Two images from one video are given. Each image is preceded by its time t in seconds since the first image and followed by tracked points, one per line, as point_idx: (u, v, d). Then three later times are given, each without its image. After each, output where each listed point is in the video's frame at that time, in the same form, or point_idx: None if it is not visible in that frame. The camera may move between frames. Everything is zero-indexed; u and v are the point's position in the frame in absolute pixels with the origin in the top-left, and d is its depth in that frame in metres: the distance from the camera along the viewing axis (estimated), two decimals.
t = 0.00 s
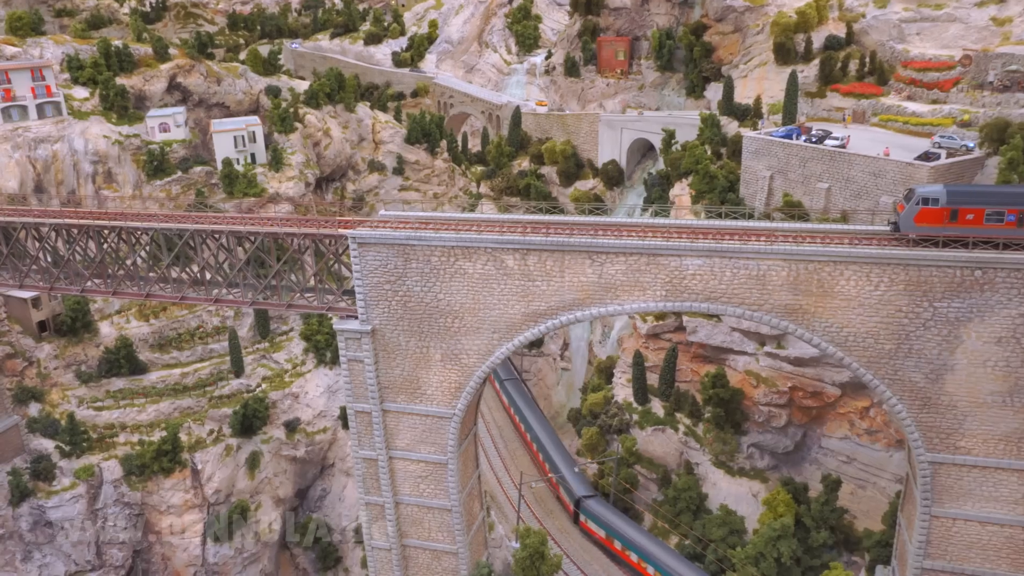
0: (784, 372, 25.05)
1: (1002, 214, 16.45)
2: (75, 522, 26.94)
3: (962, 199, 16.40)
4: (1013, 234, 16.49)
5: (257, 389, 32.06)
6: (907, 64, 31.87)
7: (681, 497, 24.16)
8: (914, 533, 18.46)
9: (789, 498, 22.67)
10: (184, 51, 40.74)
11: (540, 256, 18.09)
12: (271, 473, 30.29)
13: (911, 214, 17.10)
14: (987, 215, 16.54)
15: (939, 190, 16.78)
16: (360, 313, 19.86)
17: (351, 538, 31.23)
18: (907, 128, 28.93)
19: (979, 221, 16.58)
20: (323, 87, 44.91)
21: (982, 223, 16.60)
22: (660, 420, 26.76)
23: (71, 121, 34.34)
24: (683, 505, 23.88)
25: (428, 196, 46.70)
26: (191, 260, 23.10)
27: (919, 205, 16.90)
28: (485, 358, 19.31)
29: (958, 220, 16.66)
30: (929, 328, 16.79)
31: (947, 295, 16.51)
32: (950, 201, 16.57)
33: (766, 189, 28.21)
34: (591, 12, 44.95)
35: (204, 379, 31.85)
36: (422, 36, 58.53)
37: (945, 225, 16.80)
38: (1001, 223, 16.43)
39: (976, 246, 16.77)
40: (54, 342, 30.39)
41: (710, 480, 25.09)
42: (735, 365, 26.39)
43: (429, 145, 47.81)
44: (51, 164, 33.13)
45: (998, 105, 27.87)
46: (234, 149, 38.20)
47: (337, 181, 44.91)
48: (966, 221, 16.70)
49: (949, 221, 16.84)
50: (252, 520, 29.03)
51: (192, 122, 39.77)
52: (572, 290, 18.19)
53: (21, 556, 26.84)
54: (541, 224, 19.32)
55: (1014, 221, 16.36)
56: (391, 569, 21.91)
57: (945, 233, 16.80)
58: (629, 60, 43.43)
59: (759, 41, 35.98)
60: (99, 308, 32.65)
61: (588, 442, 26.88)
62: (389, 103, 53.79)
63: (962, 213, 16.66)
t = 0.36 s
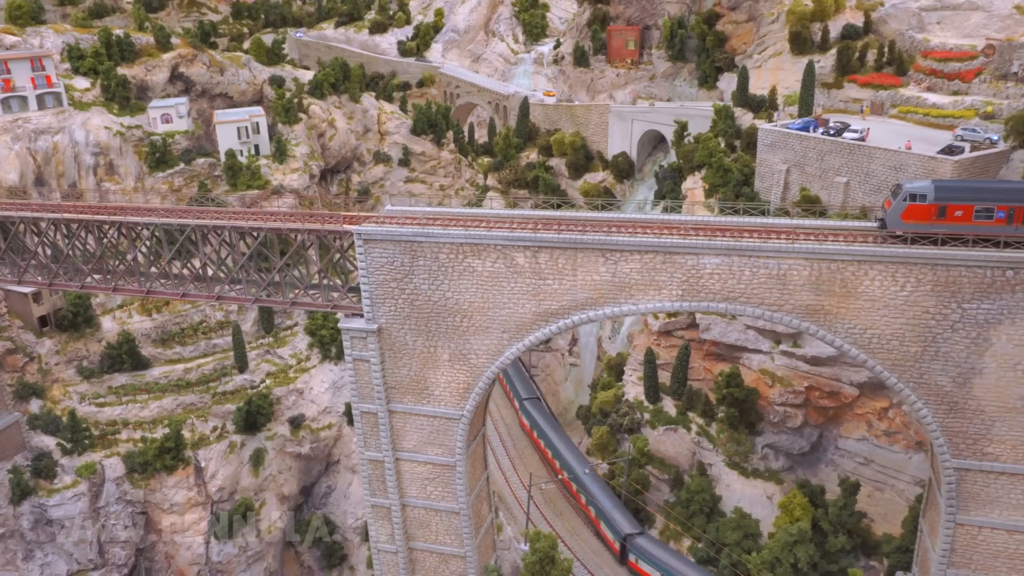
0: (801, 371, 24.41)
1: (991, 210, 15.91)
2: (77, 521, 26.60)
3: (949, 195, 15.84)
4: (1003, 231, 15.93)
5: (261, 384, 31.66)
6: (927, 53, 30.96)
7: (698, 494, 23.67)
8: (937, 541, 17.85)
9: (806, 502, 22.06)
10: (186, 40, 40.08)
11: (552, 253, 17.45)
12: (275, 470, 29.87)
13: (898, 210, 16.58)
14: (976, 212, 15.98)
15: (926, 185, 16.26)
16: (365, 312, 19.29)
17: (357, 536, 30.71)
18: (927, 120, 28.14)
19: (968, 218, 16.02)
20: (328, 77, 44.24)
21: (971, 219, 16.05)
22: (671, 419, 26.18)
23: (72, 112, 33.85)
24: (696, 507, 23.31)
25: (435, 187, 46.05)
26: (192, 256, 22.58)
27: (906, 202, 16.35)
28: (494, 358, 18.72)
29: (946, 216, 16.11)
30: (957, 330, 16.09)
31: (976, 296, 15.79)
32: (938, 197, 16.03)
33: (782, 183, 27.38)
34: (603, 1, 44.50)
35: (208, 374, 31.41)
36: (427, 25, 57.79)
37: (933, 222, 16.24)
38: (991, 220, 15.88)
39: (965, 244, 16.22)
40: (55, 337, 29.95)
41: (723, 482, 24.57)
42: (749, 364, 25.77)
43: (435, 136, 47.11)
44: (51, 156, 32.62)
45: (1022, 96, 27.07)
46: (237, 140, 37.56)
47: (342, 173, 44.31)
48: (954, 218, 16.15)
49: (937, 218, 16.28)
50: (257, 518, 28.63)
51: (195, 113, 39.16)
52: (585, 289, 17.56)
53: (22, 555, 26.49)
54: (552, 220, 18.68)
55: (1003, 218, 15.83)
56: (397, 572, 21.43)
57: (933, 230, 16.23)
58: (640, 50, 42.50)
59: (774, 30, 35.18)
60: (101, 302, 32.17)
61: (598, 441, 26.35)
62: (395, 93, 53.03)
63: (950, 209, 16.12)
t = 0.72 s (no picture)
0: (818, 371, 23.76)
1: (976, 209, 15.42)
2: (79, 521, 26.25)
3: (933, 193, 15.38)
4: (989, 231, 15.44)
5: (265, 381, 31.24)
6: (947, 44, 30.08)
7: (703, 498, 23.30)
8: (962, 551, 17.22)
9: (824, 507, 21.46)
10: (189, 30, 39.36)
11: (565, 253, 16.85)
12: (279, 468, 29.45)
13: (880, 209, 16.10)
14: (960, 210, 15.51)
15: (910, 183, 15.81)
16: (371, 313, 18.74)
17: (362, 534, 30.33)
18: (949, 113, 27.22)
19: (952, 217, 15.58)
20: (333, 68, 43.55)
21: (955, 219, 15.59)
22: (684, 420, 25.58)
23: (72, 104, 33.32)
24: (709, 512, 22.72)
25: (441, 180, 45.53)
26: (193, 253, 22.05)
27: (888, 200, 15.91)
28: (505, 360, 18.14)
29: (929, 215, 15.66)
30: (987, 335, 15.33)
31: (1009, 300, 15.01)
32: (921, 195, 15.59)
33: (799, 178, 26.59)
34: None
35: (211, 371, 30.97)
36: (433, 15, 56.94)
37: (916, 221, 15.81)
38: (975, 219, 15.39)
39: (949, 244, 15.77)
40: (56, 333, 29.50)
41: (737, 485, 23.94)
42: (765, 364, 25.10)
43: (441, 128, 46.51)
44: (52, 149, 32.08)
45: None
46: (240, 133, 36.98)
47: (346, 166, 43.75)
48: (938, 217, 15.70)
49: (921, 216, 15.84)
50: (261, 517, 28.22)
51: (197, 104, 38.54)
52: (599, 291, 16.95)
53: (23, 555, 26.19)
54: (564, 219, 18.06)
55: (988, 217, 15.34)
56: None
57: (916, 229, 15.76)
58: (651, 40, 41.66)
59: (789, 20, 34.26)
60: (103, 297, 31.69)
61: (608, 442, 25.80)
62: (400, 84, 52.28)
63: (934, 208, 15.66)
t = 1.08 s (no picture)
0: (835, 374, 23.09)
1: (956, 209, 15.13)
2: (80, 522, 25.87)
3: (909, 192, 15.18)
4: (969, 231, 15.17)
5: (269, 379, 30.80)
6: (968, 36, 29.25)
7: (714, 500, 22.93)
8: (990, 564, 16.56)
9: (842, 514, 20.83)
10: (191, 21, 38.69)
11: (578, 255, 16.24)
12: (283, 468, 29.05)
13: (859, 208, 15.98)
14: (939, 210, 15.25)
15: (889, 182, 15.57)
16: (377, 314, 18.18)
17: (367, 534, 29.84)
18: (970, 108, 26.35)
19: (932, 216, 15.32)
20: (338, 60, 42.90)
21: (935, 218, 15.34)
22: (697, 422, 24.96)
23: (74, 98, 32.85)
24: (723, 517, 22.14)
25: (447, 174, 44.93)
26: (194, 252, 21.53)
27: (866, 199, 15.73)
28: (515, 364, 17.56)
29: (909, 215, 15.40)
30: (1021, 342, 14.55)
31: None
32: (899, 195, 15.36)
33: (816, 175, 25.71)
34: None
35: (214, 369, 30.54)
36: (439, 5, 55.16)
37: (895, 221, 15.59)
38: (955, 219, 15.15)
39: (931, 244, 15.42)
40: (56, 330, 29.06)
41: (752, 489, 23.25)
42: (781, 366, 24.42)
43: (448, 121, 45.80)
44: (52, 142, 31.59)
45: None
46: (244, 126, 36.34)
47: (352, 159, 43.36)
48: (918, 216, 15.45)
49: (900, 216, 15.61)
50: (265, 517, 27.82)
51: (201, 97, 37.97)
52: (613, 294, 16.33)
53: (23, 557, 25.85)
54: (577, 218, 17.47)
55: (969, 217, 15.07)
56: None
57: (895, 229, 15.55)
58: (662, 32, 41.08)
59: (804, 11, 33.35)
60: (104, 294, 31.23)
61: (618, 444, 25.22)
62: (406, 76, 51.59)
63: (914, 208, 15.40)
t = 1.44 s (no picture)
0: (854, 377, 22.47)
1: (932, 210, 14.86)
2: (81, 523, 25.47)
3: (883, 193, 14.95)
4: (946, 232, 14.88)
5: (273, 377, 30.35)
6: (992, 28, 28.48)
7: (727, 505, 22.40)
8: None
9: (861, 522, 20.23)
10: (194, 12, 38.00)
11: (593, 258, 15.63)
12: (288, 468, 28.66)
13: (834, 208, 15.80)
14: (915, 210, 14.98)
15: (864, 182, 15.35)
16: (384, 317, 17.62)
17: (373, 534, 29.55)
18: (994, 103, 25.54)
19: (908, 217, 15.05)
20: (343, 52, 42.21)
21: (911, 219, 15.07)
22: (710, 425, 24.37)
23: (75, 90, 32.38)
24: (738, 524, 21.46)
25: (453, 167, 44.32)
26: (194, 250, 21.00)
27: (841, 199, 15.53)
28: (526, 370, 16.97)
29: (884, 215, 15.18)
30: None
31: None
32: (873, 195, 15.14)
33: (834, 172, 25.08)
34: None
35: (217, 367, 30.03)
36: None
37: (869, 221, 15.37)
38: (931, 220, 14.87)
39: (911, 245, 15.14)
40: (57, 328, 28.62)
41: (767, 495, 22.58)
42: (797, 368, 23.80)
43: (454, 114, 45.15)
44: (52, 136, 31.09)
45: None
46: (247, 119, 35.73)
47: (358, 153, 42.79)
48: (894, 216, 15.20)
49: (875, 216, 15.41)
50: (269, 517, 27.45)
51: (203, 90, 37.36)
52: (629, 298, 15.72)
53: (23, 560, 25.47)
54: (592, 219, 16.87)
55: (945, 218, 14.79)
56: None
57: (869, 229, 15.36)
58: (673, 24, 40.58)
59: (821, 2, 32.45)
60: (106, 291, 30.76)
61: (629, 447, 24.65)
62: (412, 67, 50.90)
63: (889, 208, 15.18)
